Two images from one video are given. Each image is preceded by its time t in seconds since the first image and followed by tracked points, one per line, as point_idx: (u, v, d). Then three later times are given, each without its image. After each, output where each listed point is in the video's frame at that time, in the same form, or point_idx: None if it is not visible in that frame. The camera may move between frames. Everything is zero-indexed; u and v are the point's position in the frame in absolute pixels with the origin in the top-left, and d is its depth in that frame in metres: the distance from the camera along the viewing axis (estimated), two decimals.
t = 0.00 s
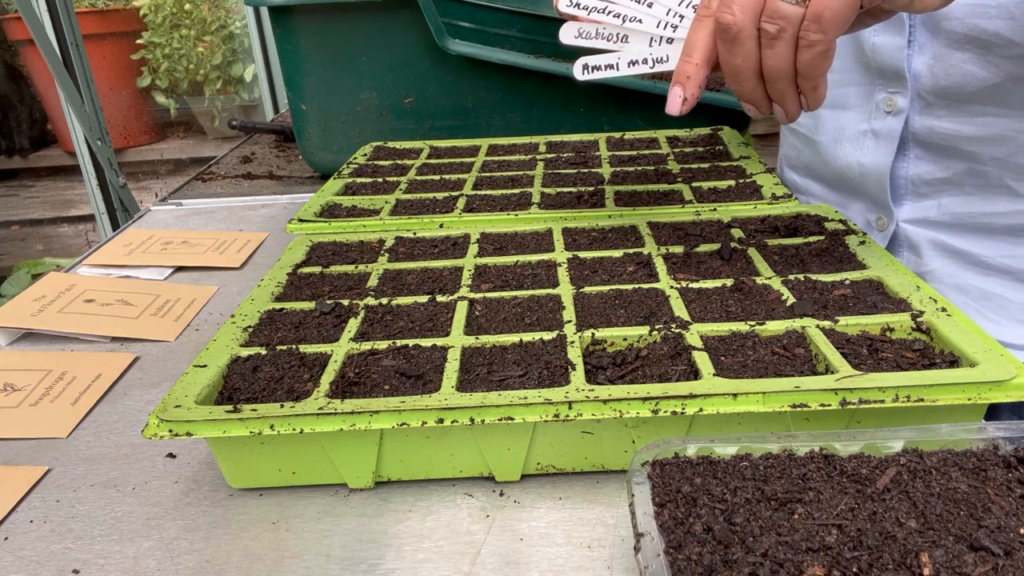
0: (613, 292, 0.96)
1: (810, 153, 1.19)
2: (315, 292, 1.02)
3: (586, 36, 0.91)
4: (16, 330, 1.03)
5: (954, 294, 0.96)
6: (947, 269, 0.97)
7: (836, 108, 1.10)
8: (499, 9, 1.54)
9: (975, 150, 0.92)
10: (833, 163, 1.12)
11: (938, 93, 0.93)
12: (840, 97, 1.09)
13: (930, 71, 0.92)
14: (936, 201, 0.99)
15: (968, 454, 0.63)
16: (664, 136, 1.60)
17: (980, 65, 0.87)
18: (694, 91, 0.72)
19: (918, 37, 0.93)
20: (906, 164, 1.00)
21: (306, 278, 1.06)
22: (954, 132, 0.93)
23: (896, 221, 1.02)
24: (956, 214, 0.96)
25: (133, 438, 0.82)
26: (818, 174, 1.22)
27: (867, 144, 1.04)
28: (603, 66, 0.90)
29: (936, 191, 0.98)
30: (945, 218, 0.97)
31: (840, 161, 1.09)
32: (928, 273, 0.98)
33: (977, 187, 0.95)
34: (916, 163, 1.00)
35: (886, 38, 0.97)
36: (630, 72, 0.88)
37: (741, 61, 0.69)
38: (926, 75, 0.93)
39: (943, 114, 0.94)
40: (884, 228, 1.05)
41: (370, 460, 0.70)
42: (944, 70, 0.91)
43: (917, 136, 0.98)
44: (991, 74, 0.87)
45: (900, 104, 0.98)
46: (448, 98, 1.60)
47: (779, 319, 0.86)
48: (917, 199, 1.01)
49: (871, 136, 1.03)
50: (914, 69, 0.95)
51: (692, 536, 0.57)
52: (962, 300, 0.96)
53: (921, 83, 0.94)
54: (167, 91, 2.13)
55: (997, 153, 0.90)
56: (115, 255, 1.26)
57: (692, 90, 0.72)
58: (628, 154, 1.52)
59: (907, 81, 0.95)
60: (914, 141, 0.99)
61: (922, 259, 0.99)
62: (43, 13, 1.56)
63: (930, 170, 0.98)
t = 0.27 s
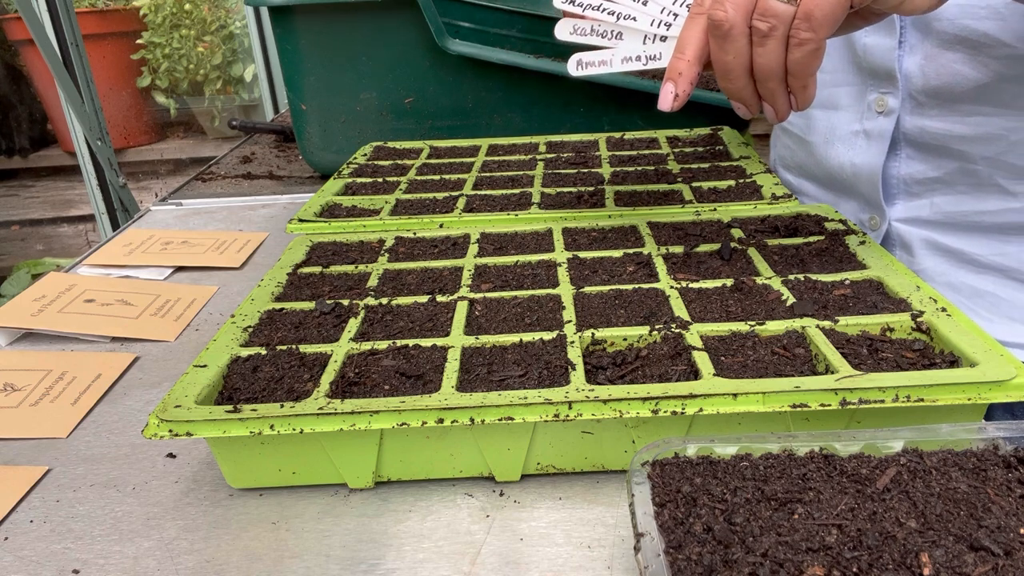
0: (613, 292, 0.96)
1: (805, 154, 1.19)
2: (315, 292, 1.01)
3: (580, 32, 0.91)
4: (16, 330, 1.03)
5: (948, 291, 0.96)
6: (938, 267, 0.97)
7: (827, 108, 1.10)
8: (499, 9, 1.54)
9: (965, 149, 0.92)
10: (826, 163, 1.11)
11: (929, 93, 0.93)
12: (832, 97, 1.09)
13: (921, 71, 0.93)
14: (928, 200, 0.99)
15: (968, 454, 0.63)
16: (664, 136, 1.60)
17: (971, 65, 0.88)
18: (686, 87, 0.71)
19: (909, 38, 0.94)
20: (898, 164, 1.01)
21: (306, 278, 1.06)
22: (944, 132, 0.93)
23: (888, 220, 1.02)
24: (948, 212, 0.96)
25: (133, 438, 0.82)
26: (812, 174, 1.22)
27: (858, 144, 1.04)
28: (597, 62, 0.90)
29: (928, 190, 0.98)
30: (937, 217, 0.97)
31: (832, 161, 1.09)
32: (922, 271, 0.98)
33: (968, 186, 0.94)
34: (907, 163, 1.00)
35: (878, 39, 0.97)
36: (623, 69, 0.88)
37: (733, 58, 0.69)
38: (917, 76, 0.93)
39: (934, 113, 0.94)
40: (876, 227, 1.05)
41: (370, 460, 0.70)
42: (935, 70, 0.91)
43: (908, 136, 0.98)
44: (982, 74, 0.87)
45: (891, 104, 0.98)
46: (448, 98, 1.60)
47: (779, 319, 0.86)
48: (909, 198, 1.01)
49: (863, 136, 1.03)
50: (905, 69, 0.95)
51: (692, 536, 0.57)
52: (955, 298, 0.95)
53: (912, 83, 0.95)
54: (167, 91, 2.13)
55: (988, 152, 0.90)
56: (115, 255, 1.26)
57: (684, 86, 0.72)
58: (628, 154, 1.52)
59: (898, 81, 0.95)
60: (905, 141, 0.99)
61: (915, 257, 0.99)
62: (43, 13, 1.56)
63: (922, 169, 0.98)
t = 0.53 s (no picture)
0: (613, 292, 0.96)
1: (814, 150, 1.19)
2: (315, 292, 1.01)
3: (596, 5, 0.94)
4: (16, 330, 1.03)
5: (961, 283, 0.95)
6: (952, 261, 0.96)
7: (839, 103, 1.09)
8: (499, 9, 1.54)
9: (977, 140, 0.92)
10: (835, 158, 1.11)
11: (938, 87, 0.93)
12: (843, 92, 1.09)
13: (930, 65, 0.92)
14: (940, 192, 0.99)
15: (968, 454, 0.63)
16: (664, 136, 1.60)
17: (981, 58, 0.88)
18: (706, 74, 0.71)
19: (917, 31, 0.94)
20: (909, 157, 1.00)
21: (306, 278, 1.06)
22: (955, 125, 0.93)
23: (900, 214, 1.02)
24: (960, 204, 0.95)
25: (133, 438, 0.82)
26: (819, 170, 1.21)
27: (868, 139, 1.03)
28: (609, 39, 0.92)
29: (940, 183, 0.98)
30: (950, 209, 0.97)
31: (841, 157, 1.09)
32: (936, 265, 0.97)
33: (981, 177, 0.94)
34: (918, 157, 1.00)
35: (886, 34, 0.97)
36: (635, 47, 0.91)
37: (753, 44, 0.68)
38: (926, 69, 0.93)
39: (944, 107, 0.94)
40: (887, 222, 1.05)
41: (370, 460, 0.70)
42: (945, 63, 0.91)
43: (919, 130, 0.98)
44: (992, 66, 0.87)
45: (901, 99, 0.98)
46: (448, 98, 1.60)
47: (779, 319, 0.86)
48: (921, 191, 1.01)
49: (872, 131, 1.03)
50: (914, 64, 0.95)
51: (692, 536, 0.57)
52: (969, 290, 0.94)
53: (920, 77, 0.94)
54: (167, 91, 2.12)
55: (1000, 143, 0.90)
56: (116, 255, 1.26)
57: (702, 73, 0.71)
58: (628, 154, 1.52)
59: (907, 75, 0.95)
60: (916, 134, 0.99)
61: (929, 251, 0.99)
62: (43, 13, 1.56)
63: (933, 162, 0.98)
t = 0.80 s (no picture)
0: (613, 292, 0.96)
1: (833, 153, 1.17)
2: (315, 292, 1.01)
3: None
4: (17, 330, 1.03)
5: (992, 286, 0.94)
6: (984, 264, 0.95)
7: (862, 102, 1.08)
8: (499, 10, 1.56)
9: (1008, 138, 0.90)
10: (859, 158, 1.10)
11: (967, 82, 0.92)
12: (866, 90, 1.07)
13: (959, 59, 0.92)
14: (971, 192, 0.97)
15: (968, 454, 0.63)
16: (664, 136, 1.61)
17: (1013, 51, 0.87)
18: (770, 39, 0.66)
19: (944, 27, 0.93)
20: (937, 155, 0.99)
21: (306, 278, 1.06)
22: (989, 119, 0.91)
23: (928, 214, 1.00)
24: (992, 204, 0.94)
25: (133, 438, 0.82)
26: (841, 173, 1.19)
27: (896, 137, 1.02)
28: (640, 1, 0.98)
29: (970, 182, 0.97)
30: (981, 209, 0.95)
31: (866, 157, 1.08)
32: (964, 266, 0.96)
33: (1013, 176, 0.93)
34: (946, 156, 0.98)
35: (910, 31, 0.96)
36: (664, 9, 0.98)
37: (826, 12, 0.66)
38: (955, 64, 0.92)
39: (973, 103, 0.93)
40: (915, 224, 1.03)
41: (370, 460, 0.70)
42: (975, 57, 0.90)
43: (948, 127, 0.96)
44: None
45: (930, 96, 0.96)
46: (449, 98, 1.60)
47: (779, 319, 0.86)
48: (950, 190, 0.99)
49: (899, 129, 1.02)
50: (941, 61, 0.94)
51: (692, 536, 0.57)
52: (1001, 294, 0.93)
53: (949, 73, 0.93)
54: (167, 91, 2.12)
55: None
56: (116, 255, 1.26)
57: (764, 40, 0.66)
58: (628, 153, 1.52)
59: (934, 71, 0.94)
60: (945, 132, 0.97)
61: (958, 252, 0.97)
62: (43, 13, 1.56)
63: (963, 160, 0.96)
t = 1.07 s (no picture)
0: (613, 292, 0.96)
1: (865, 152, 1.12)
2: (315, 292, 1.02)
3: None
4: (16, 330, 1.03)
5: None
6: None
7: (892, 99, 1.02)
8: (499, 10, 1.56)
9: None
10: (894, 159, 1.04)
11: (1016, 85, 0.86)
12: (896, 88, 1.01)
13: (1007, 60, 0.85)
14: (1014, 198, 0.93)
15: (968, 454, 0.63)
16: (664, 136, 1.61)
17: None
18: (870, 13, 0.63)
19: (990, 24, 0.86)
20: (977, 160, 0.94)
21: (306, 278, 1.06)
22: None
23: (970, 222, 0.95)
24: None
25: (133, 438, 0.82)
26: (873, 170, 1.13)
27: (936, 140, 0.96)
28: None
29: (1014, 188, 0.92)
30: None
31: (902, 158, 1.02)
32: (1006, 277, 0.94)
33: None
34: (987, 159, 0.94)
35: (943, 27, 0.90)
36: None
37: None
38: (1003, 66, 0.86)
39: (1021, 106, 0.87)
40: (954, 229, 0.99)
41: (369, 460, 0.70)
42: None
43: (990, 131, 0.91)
44: None
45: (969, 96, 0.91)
46: (449, 98, 1.60)
47: (779, 319, 0.86)
48: (992, 196, 0.95)
49: (939, 130, 0.96)
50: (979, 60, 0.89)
51: (692, 536, 0.57)
52: None
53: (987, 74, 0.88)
54: (167, 91, 2.12)
55: None
56: (115, 255, 1.26)
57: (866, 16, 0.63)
58: (628, 154, 1.52)
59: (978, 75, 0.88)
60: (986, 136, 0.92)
61: (1002, 262, 0.95)
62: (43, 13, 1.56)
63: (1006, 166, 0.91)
